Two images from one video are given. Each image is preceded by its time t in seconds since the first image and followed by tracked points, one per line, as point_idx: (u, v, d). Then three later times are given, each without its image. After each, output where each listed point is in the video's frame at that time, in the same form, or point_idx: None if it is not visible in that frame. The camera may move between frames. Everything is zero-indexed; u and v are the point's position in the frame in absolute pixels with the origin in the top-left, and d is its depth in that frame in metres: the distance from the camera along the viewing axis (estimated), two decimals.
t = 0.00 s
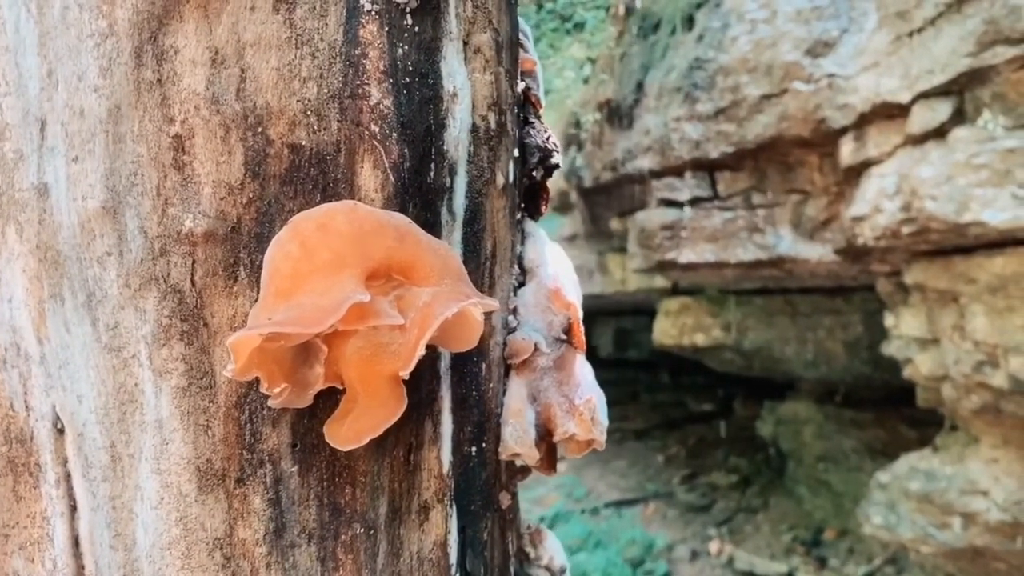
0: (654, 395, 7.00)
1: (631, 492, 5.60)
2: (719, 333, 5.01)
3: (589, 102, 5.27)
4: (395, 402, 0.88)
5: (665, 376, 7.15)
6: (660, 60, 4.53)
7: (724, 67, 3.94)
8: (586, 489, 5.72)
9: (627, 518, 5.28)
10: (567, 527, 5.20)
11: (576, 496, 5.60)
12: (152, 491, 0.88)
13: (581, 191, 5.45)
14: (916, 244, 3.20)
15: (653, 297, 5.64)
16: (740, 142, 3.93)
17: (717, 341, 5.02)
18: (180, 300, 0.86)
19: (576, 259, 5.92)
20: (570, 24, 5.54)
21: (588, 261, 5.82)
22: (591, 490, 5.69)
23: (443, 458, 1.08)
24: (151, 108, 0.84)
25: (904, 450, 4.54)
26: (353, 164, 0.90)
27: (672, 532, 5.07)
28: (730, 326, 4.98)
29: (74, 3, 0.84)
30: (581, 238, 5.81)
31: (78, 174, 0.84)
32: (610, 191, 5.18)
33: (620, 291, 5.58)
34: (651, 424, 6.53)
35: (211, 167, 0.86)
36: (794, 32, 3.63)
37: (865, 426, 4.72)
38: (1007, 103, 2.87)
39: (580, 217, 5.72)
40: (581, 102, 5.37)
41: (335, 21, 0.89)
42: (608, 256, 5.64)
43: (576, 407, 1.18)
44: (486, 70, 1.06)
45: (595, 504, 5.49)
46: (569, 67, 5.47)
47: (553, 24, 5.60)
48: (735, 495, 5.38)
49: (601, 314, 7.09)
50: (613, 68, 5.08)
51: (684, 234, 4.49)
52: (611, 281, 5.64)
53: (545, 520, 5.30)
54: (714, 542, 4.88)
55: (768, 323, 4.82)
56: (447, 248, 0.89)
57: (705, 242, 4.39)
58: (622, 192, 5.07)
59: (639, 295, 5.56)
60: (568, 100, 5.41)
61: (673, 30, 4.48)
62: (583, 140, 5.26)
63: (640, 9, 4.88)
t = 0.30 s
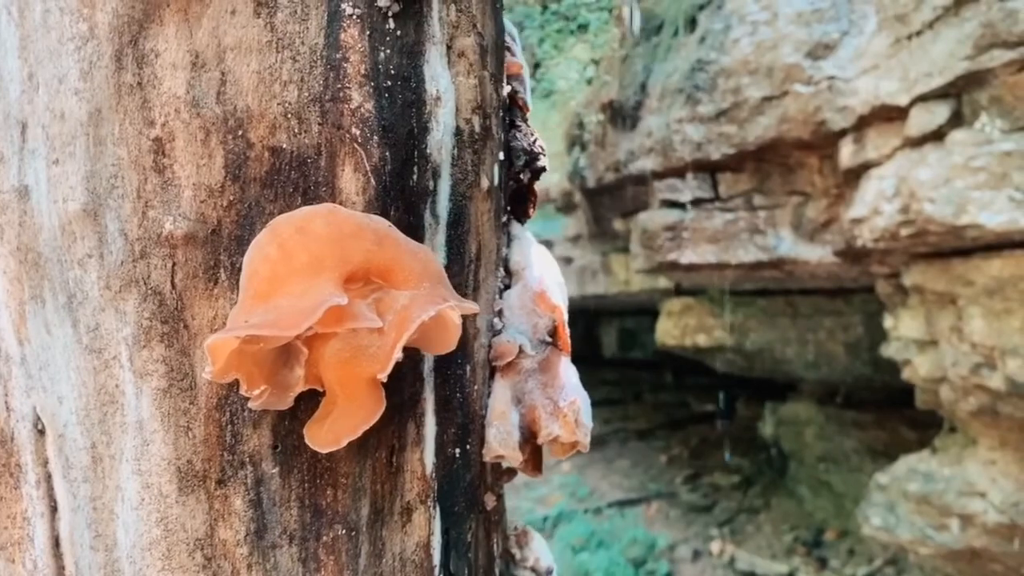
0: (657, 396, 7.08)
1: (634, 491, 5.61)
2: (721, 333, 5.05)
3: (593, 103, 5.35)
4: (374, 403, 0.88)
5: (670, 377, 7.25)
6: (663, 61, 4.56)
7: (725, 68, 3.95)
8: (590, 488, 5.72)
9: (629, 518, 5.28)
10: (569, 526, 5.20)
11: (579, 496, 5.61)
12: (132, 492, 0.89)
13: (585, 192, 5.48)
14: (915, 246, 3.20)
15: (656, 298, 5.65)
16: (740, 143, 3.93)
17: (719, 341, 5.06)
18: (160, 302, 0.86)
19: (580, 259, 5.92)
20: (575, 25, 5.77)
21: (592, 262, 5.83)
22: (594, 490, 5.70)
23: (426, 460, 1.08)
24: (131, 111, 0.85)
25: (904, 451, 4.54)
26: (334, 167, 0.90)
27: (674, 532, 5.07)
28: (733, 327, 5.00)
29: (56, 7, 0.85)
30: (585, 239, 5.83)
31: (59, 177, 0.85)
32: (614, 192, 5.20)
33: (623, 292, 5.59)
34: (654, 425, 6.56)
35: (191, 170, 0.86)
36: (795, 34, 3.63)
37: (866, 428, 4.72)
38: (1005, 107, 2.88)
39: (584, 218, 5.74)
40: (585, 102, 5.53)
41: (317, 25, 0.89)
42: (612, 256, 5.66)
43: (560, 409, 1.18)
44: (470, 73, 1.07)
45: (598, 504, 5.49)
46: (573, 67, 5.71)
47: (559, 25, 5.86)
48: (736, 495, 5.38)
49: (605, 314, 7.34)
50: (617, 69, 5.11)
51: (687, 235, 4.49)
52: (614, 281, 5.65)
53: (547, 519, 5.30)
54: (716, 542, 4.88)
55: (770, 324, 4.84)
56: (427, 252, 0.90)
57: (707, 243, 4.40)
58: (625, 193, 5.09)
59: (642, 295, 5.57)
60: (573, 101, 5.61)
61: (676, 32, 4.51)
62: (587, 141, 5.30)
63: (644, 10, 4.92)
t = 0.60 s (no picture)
0: (659, 399, 7.10)
1: (634, 494, 5.62)
2: (721, 335, 5.03)
3: (592, 105, 5.39)
4: (359, 401, 0.89)
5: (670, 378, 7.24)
6: (663, 64, 4.58)
7: (725, 71, 3.97)
8: (590, 491, 5.75)
9: (629, 520, 5.30)
10: (569, 529, 5.23)
11: (578, 499, 5.64)
12: (119, 488, 0.90)
13: (586, 194, 5.50)
14: (913, 249, 3.21)
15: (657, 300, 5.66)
16: (740, 146, 3.94)
17: (719, 343, 5.04)
18: (146, 300, 0.87)
19: (580, 261, 5.92)
20: (575, 27, 5.81)
21: (592, 263, 5.83)
22: (594, 493, 5.72)
23: (414, 458, 1.09)
24: (117, 112, 0.86)
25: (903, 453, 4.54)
26: (320, 167, 0.91)
27: (674, 535, 5.08)
28: (732, 329, 4.98)
29: (45, 10, 0.87)
30: (585, 241, 5.84)
31: (46, 176, 0.87)
32: (614, 194, 5.22)
33: (623, 293, 5.59)
34: (656, 427, 6.57)
35: (178, 170, 0.87)
36: (794, 37, 3.65)
37: (866, 430, 4.72)
38: (1003, 109, 2.88)
39: (584, 220, 5.74)
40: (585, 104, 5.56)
41: (303, 27, 0.90)
42: (612, 258, 5.65)
43: (547, 408, 1.19)
44: (457, 75, 1.08)
45: (598, 507, 5.51)
46: (573, 69, 5.77)
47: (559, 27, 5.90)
48: (737, 498, 5.39)
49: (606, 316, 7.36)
50: (617, 71, 5.14)
51: (686, 237, 4.51)
52: (614, 283, 5.65)
53: (548, 522, 5.35)
54: (716, 545, 4.90)
55: (770, 326, 4.83)
56: (412, 251, 0.91)
57: (706, 245, 4.41)
58: (625, 195, 5.11)
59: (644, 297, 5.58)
60: (574, 103, 5.65)
61: (676, 34, 4.52)
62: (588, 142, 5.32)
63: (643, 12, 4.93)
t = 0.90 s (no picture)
0: (663, 399, 7.09)
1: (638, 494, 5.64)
2: (725, 335, 5.04)
3: (598, 104, 5.44)
4: (349, 393, 0.91)
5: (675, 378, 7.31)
6: (668, 62, 4.61)
7: (729, 70, 3.98)
8: (594, 490, 5.77)
9: (633, 520, 5.34)
10: (573, 529, 5.28)
11: (583, 497, 5.67)
12: (114, 477, 0.92)
13: (590, 193, 5.53)
14: (917, 249, 3.23)
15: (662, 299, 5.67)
16: (745, 145, 3.96)
17: (724, 343, 5.05)
18: (141, 292, 0.89)
19: (585, 260, 5.93)
20: (581, 25, 5.84)
21: (597, 263, 5.83)
22: (599, 492, 5.74)
23: (406, 450, 1.11)
24: (113, 107, 0.88)
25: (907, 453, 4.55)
26: (312, 163, 0.93)
27: (678, 535, 5.12)
28: (737, 329, 4.99)
29: (40, 6, 0.88)
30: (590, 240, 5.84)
31: (42, 170, 0.88)
32: (618, 193, 5.24)
33: (628, 293, 5.60)
34: (661, 427, 6.55)
35: (172, 164, 0.89)
36: (799, 36, 3.66)
37: (870, 431, 4.74)
38: (1006, 109, 2.88)
39: (589, 218, 5.75)
40: (590, 102, 5.58)
41: (295, 25, 0.92)
42: (617, 257, 5.68)
43: (538, 402, 1.20)
44: (450, 73, 1.09)
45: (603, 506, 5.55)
46: (578, 67, 5.76)
47: (565, 26, 5.95)
48: (741, 498, 5.41)
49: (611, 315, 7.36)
50: (622, 69, 5.18)
51: (689, 236, 4.53)
52: (619, 282, 5.65)
53: (552, 521, 5.40)
54: (720, 545, 4.95)
55: (775, 326, 4.83)
56: (402, 246, 0.93)
57: (710, 244, 4.42)
58: (629, 194, 5.14)
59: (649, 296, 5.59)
60: (579, 101, 5.68)
61: (681, 33, 4.54)
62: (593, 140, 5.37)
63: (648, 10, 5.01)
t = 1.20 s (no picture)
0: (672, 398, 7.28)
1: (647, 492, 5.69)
2: (734, 334, 5.16)
3: (607, 102, 5.72)
4: (346, 378, 0.92)
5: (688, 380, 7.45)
6: (677, 61, 4.73)
7: (739, 68, 4.07)
8: (603, 489, 5.85)
9: (642, 519, 5.38)
10: (581, 526, 5.32)
11: (591, 496, 5.73)
12: (114, 459, 0.93)
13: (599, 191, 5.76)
14: (926, 247, 3.23)
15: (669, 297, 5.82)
16: (754, 143, 4.02)
17: (733, 342, 5.17)
18: (141, 278, 0.90)
19: (594, 258, 6.18)
20: (591, 24, 6.07)
21: (607, 261, 6.08)
22: (607, 491, 5.81)
23: (404, 436, 1.12)
24: (113, 97, 0.89)
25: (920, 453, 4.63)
26: (310, 152, 0.94)
27: (687, 534, 5.16)
28: (746, 328, 5.13)
29: None
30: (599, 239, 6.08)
31: (44, 158, 0.90)
32: (626, 190, 5.45)
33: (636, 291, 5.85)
34: (670, 426, 6.69)
35: (171, 153, 0.90)
36: (809, 33, 3.70)
37: (881, 430, 4.83)
38: (1017, 106, 2.89)
39: (599, 217, 5.97)
40: (600, 101, 5.87)
41: (294, 16, 0.93)
42: (626, 256, 5.91)
43: (536, 390, 1.21)
44: (448, 64, 1.10)
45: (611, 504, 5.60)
46: (588, 66, 6.06)
47: (575, 24, 6.18)
48: (751, 498, 5.45)
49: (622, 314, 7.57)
50: (632, 69, 5.31)
51: (699, 234, 4.61)
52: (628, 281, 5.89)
53: (560, 519, 5.43)
54: (729, 544, 4.98)
55: (784, 325, 4.94)
56: (399, 234, 0.94)
57: (720, 242, 4.50)
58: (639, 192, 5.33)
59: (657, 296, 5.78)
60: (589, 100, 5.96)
61: (690, 32, 4.67)
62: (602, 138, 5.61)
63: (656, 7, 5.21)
